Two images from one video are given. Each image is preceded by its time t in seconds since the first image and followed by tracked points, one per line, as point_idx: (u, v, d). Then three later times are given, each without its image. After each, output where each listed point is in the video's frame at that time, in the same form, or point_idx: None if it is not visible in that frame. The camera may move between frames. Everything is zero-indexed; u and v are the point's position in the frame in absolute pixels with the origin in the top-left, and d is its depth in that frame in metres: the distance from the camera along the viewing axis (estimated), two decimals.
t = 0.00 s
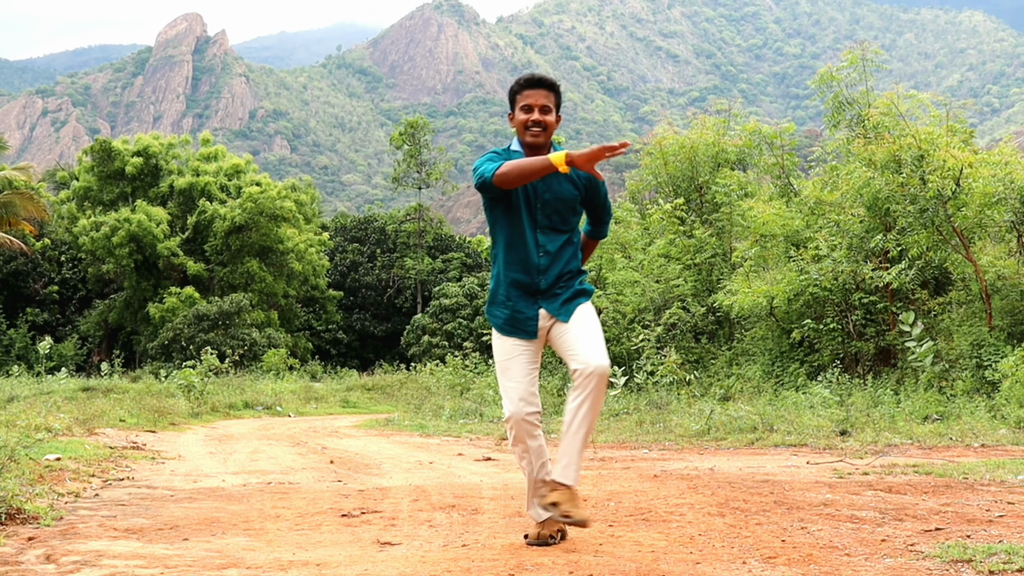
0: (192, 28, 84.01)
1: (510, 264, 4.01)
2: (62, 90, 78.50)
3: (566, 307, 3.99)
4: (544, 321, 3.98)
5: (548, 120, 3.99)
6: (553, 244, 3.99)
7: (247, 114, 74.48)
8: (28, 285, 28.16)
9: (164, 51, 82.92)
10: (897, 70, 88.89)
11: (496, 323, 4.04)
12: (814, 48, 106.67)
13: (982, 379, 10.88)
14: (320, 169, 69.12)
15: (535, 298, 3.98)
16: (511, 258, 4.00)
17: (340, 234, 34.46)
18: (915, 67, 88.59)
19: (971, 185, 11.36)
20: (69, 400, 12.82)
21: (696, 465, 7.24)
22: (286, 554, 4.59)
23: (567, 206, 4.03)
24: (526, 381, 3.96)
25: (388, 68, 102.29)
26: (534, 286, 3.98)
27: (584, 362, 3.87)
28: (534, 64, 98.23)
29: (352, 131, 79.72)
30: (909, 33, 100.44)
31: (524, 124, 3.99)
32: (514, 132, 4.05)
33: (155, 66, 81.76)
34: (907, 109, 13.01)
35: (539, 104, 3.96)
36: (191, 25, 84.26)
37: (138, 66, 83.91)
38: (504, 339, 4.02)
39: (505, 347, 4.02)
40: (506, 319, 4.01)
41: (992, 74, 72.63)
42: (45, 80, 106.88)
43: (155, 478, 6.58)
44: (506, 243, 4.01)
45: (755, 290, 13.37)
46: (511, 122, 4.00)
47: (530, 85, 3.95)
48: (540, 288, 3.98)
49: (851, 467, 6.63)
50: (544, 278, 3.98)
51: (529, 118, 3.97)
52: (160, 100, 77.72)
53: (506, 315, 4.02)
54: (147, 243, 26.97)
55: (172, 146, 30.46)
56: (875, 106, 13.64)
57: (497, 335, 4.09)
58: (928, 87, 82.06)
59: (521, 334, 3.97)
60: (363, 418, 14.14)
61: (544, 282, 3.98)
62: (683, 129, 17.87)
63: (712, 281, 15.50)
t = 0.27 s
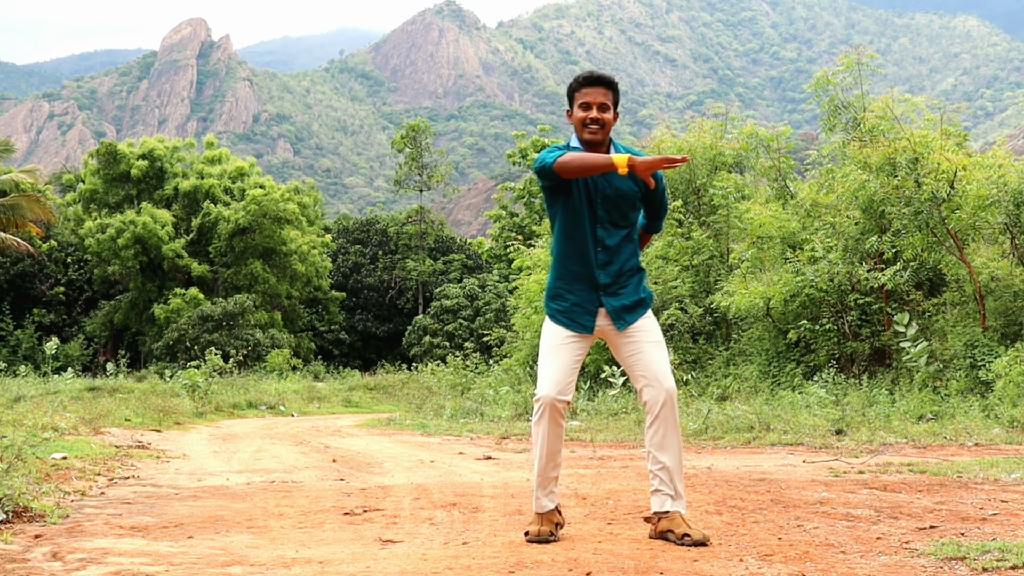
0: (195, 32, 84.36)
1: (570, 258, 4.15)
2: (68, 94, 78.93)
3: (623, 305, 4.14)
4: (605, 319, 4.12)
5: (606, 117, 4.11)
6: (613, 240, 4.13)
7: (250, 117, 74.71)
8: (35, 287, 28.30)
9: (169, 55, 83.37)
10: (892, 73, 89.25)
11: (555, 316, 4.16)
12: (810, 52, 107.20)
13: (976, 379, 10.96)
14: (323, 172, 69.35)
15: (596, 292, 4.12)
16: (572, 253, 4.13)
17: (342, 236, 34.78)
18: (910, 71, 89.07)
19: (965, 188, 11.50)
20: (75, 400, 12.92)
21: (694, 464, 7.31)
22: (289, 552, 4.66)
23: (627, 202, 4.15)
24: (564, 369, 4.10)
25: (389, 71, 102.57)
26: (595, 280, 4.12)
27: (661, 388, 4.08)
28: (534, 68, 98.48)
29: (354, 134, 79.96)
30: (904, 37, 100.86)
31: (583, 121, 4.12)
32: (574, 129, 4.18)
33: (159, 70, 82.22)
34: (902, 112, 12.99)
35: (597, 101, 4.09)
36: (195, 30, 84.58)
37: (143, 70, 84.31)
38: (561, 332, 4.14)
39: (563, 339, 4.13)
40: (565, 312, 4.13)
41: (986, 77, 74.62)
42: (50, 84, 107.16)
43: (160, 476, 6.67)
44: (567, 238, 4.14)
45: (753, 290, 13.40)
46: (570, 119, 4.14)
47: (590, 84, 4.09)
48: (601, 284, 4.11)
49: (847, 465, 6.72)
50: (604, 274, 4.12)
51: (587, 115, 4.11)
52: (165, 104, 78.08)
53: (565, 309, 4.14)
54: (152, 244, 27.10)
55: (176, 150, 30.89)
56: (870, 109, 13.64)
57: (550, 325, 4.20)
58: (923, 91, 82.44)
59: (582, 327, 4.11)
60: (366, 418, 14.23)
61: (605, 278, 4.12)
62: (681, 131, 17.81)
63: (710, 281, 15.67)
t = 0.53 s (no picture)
0: (200, 36, 84.67)
1: (622, 253, 4.20)
2: (75, 98, 79.53)
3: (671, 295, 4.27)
4: (656, 311, 4.22)
5: (641, 117, 4.22)
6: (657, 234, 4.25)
7: (254, 120, 75.00)
8: (42, 288, 28.45)
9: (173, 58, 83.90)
10: (887, 78, 89.85)
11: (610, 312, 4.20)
12: (806, 57, 107.85)
13: (970, 379, 11.04)
14: (325, 174, 69.64)
15: (648, 285, 4.20)
16: (624, 249, 4.20)
17: (344, 237, 34.80)
18: (904, 76, 89.68)
19: (959, 191, 11.76)
20: (82, 399, 13.06)
21: (691, 462, 7.44)
22: (292, 549, 4.75)
23: (664, 195, 4.30)
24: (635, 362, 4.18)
25: (391, 75, 102.82)
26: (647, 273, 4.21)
27: (674, 387, 4.18)
28: (534, 72, 98.73)
29: (356, 137, 80.18)
30: (899, 42, 101.42)
31: (620, 119, 4.21)
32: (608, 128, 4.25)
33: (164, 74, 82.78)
34: (897, 116, 13.23)
35: (632, 102, 4.17)
36: (201, 34, 84.84)
37: (148, 74, 84.83)
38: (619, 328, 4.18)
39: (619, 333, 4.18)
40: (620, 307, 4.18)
41: (978, 82, 73.58)
42: (56, 87, 107.49)
43: (165, 475, 6.76)
44: (616, 233, 4.20)
45: (749, 292, 13.52)
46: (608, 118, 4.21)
47: (626, 84, 4.16)
48: (653, 276, 4.21)
49: (842, 464, 6.80)
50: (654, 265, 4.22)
51: (622, 115, 4.20)
52: (170, 107, 78.57)
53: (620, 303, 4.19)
54: (157, 246, 27.29)
55: (181, 153, 31.10)
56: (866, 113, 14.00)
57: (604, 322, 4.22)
58: (918, 95, 82.90)
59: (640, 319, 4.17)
60: (369, 417, 14.37)
61: (655, 271, 4.22)
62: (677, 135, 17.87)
63: (707, 283, 15.77)
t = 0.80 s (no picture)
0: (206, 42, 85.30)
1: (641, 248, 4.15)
2: (81, 101, 79.96)
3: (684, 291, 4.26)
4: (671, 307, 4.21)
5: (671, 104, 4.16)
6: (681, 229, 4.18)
7: (258, 124, 75.33)
8: (48, 289, 28.60)
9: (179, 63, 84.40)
10: (882, 83, 90.51)
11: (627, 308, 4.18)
12: (803, 61, 108.24)
13: (964, 379, 11.16)
14: (328, 177, 69.85)
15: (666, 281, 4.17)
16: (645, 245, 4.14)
17: (347, 240, 34.88)
18: (900, 79, 90.08)
19: (953, 193, 11.73)
20: (88, 399, 13.17)
21: (689, 461, 7.53)
22: (295, 547, 4.83)
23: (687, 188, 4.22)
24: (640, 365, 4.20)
25: (392, 80, 103.18)
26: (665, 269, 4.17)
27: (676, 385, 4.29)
28: (534, 77, 99.03)
29: (359, 140, 80.45)
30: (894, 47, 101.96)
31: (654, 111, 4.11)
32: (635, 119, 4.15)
33: (169, 77, 83.25)
34: (891, 120, 13.59)
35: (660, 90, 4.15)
36: (206, 39, 85.71)
37: (153, 79, 85.27)
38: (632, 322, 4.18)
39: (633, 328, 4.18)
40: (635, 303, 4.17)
41: (973, 86, 73.90)
42: (61, 90, 107.93)
43: (170, 474, 6.85)
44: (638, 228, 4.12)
45: (746, 293, 13.71)
46: (639, 107, 4.11)
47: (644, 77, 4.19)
48: (670, 271, 4.19)
49: (837, 463, 6.90)
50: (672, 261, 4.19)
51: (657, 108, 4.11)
52: (175, 110, 78.94)
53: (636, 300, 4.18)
54: (162, 248, 27.45)
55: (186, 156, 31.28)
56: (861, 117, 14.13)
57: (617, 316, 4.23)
58: (913, 99, 83.39)
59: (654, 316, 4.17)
60: (371, 417, 14.47)
61: (672, 266, 4.21)
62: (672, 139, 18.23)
63: (704, 285, 15.75)
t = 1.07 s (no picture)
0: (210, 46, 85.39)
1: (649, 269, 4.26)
2: (87, 106, 80.33)
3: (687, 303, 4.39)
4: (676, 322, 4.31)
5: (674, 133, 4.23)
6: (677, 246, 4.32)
7: (261, 128, 75.65)
8: (55, 291, 28.74)
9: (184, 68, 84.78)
10: (878, 87, 90.86)
11: (635, 328, 4.29)
12: (794, 68, 108.94)
13: (958, 379, 11.20)
14: (330, 180, 70.06)
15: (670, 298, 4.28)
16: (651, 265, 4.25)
17: (350, 242, 34.97)
18: (894, 84, 90.57)
19: (947, 196, 11.93)
20: (95, 398, 13.27)
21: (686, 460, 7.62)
22: (298, 544, 4.92)
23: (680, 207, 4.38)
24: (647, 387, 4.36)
25: (395, 85, 103.49)
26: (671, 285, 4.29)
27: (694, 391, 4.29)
28: (533, 81, 99.19)
29: (361, 144, 80.68)
30: (890, 53, 102.49)
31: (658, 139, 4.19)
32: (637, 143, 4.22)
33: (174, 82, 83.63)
34: (885, 123, 13.45)
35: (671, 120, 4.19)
36: (210, 43, 86.23)
37: (159, 83, 85.66)
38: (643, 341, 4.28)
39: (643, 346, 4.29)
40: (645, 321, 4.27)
41: (967, 90, 74.71)
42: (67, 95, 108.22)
43: (175, 472, 6.95)
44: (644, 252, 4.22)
45: (743, 294, 13.94)
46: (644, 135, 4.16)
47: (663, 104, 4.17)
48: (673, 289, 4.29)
49: (834, 462, 6.99)
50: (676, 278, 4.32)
51: (663, 133, 4.19)
52: (180, 114, 79.29)
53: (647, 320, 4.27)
54: (167, 250, 27.62)
55: (191, 159, 31.47)
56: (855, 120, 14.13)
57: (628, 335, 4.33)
58: (907, 102, 83.79)
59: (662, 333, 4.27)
60: (374, 416, 14.58)
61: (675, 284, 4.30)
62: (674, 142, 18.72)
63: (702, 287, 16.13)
